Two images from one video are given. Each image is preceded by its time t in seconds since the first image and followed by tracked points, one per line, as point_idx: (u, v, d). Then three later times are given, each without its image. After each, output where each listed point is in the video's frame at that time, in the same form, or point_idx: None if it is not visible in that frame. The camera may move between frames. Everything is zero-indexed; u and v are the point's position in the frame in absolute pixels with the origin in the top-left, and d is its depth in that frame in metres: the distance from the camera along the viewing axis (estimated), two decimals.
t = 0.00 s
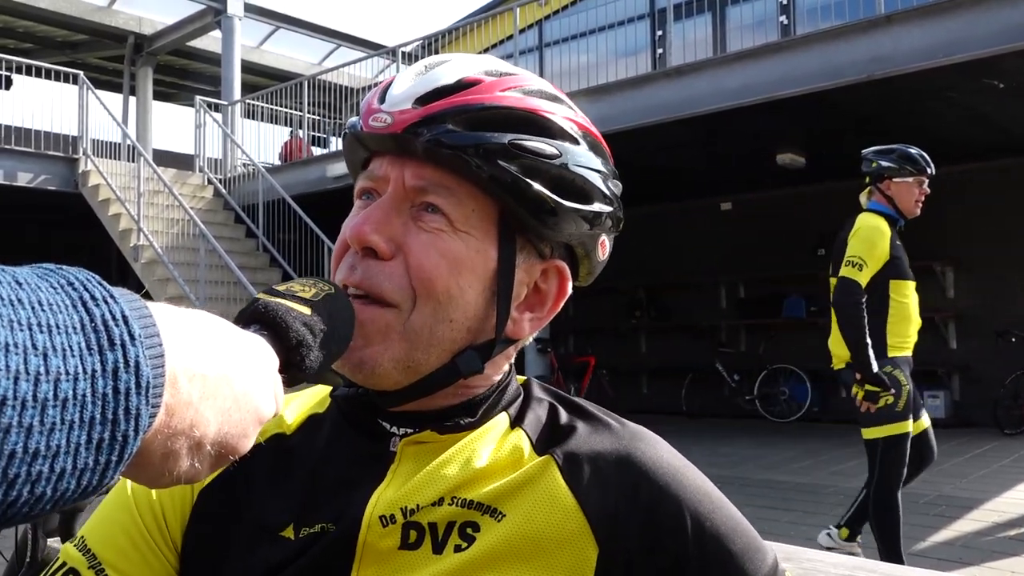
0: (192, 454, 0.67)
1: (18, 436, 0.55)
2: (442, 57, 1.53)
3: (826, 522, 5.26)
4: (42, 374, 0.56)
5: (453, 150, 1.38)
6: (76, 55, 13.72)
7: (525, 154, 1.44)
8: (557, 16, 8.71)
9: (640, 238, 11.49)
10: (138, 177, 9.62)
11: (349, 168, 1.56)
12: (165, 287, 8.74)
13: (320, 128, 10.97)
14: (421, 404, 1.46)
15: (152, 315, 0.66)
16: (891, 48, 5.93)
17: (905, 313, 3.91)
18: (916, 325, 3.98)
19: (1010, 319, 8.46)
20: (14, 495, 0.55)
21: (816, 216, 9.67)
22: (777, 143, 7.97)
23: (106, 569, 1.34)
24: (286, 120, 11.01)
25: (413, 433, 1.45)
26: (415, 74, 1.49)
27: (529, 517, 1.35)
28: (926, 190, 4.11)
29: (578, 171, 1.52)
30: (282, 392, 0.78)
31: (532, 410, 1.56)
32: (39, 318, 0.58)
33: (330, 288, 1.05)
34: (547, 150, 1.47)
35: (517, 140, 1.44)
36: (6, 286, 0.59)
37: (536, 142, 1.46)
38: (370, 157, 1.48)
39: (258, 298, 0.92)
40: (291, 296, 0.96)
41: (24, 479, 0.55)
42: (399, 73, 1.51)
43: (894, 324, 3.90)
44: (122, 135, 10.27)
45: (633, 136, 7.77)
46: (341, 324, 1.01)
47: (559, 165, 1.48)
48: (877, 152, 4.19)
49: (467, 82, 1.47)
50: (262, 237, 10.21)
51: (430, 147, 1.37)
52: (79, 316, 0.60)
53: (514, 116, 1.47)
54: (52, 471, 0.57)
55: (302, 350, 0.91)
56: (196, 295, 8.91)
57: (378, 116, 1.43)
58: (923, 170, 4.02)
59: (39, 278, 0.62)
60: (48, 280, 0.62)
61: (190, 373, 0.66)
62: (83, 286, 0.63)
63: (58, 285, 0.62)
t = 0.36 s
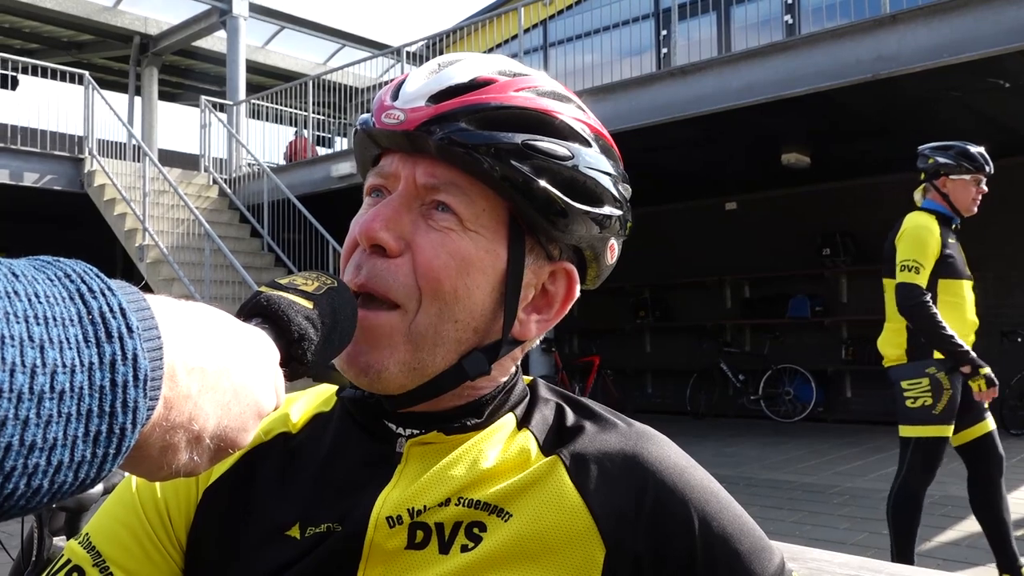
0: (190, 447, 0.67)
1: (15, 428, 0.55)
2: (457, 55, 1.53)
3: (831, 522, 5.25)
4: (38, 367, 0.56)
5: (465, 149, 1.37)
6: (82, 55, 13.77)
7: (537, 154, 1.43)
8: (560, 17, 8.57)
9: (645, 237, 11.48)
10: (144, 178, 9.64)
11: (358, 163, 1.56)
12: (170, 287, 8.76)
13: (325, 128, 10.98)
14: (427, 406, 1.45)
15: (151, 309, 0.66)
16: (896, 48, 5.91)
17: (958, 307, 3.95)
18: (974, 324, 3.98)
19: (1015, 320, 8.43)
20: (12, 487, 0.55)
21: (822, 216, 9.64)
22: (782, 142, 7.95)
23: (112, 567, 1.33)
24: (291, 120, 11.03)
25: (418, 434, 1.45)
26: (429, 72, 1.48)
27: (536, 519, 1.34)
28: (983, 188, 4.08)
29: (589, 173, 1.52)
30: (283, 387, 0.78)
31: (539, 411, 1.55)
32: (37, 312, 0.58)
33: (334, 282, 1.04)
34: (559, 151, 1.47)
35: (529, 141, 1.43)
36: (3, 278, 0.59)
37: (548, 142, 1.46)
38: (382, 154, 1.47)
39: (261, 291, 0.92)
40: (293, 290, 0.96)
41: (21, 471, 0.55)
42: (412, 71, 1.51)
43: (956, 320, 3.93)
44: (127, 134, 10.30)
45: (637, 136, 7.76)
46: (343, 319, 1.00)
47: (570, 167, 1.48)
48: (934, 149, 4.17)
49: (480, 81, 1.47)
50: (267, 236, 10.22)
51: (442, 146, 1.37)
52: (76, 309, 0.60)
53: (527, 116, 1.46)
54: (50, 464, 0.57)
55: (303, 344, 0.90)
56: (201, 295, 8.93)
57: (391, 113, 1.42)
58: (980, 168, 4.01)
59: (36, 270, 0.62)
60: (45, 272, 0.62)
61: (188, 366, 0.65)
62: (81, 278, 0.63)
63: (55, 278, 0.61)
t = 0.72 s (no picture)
0: (197, 448, 0.67)
1: (27, 425, 0.55)
2: (465, 55, 1.52)
3: (837, 521, 5.24)
4: (50, 364, 0.56)
5: (476, 149, 1.37)
6: (85, 57, 13.80)
7: (545, 155, 1.43)
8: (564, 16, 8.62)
9: (649, 237, 11.48)
10: (148, 179, 9.66)
11: (362, 162, 1.55)
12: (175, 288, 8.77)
13: (328, 129, 11.00)
14: (434, 407, 1.45)
15: (160, 309, 0.66)
16: (900, 45, 5.90)
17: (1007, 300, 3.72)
18: None
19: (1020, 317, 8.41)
20: (22, 484, 0.55)
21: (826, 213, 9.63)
22: (785, 141, 7.94)
23: (120, 570, 1.33)
24: (294, 120, 11.05)
25: (426, 437, 1.44)
26: (436, 72, 1.47)
27: (544, 519, 1.34)
28: None
29: (596, 173, 1.52)
30: (289, 389, 0.78)
31: (544, 412, 1.55)
32: (48, 309, 0.58)
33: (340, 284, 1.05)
34: (567, 151, 1.47)
35: (539, 141, 1.43)
36: (14, 277, 0.59)
37: (557, 142, 1.46)
38: (388, 154, 1.46)
39: (265, 293, 0.93)
40: (297, 292, 0.96)
41: (32, 468, 0.55)
42: (417, 72, 1.49)
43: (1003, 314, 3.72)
44: (131, 136, 10.32)
45: (640, 135, 7.75)
46: (349, 322, 1.00)
47: (578, 167, 1.48)
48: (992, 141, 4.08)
49: (487, 82, 1.46)
50: (271, 237, 10.24)
51: (453, 146, 1.37)
52: (86, 307, 0.60)
53: (533, 116, 1.46)
54: (60, 461, 0.57)
55: (307, 345, 0.91)
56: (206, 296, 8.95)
57: (400, 113, 1.42)
58: None
59: (46, 270, 0.62)
60: (55, 271, 0.62)
61: (195, 367, 0.66)
62: (90, 278, 0.63)
63: (65, 277, 0.62)
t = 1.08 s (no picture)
0: (210, 448, 0.68)
1: (40, 426, 0.55)
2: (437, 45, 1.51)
3: (841, 521, 5.23)
4: (62, 366, 0.56)
5: (486, 148, 1.37)
6: (88, 60, 13.83)
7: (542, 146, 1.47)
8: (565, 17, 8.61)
9: (652, 237, 11.47)
10: (150, 181, 9.67)
11: (341, 160, 1.49)
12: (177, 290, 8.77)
13: (330, 131, 11.00)
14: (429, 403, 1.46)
15: (171, 311, 0.66)
16: (902, 45, 5.89)
17: None
18: None
19: None
20: (36, 485, 0.56)
21: (828, 213, 9.61)
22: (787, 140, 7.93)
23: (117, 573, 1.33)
24: (297, 122, 11.05)
25: (422, 434, 1.45)
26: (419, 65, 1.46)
27: (539, 515, 1.34)
28: None
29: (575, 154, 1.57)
30: (304, 387, 0.78)
31: (541, 408, 1.56)
32: (60, 312, 0.58)
33: (352, 285, 1.05)
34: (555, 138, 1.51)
35: (538, 133, 1.48)
36: (26, 277, 0.59)
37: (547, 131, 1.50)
38: (378, 154, 1.41)
39: (282, 291, 0.90)
40: (313, 290, 0.94)
41: (45, 469, 0.55)
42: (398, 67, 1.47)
43: None
44: (134, 139, 10.33)
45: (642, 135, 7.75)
46: (364, 322, 1.00)
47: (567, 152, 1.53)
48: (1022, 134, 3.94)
49: (475, 79, 1.49)
50: (274, 239, 10.25)
51: (463, 147, 1.36)
52: (98, 310, 0.60)
53: (522, 108, 1.49)
54: (73, 462, 0.57)
55: (324, 344, 0.89)
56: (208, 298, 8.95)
57: (402, 117, 1.38)
58: None
59: (59, 272, 0.62)
60: (68, 274, 0.62)
61: (206, 368, 0.66)
62: (103, 279, 0.63)
63: (78, 279, 0.62)
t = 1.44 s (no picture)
0: (195, 445, 0.67)
1: (22, 424, 0.54)
2: (435, 44, 1.52)
3: (841, 516, 5.23)
4: (46, 363, 0.56)
5: (455, 133, 1.37)
6: (88, 55, 13.80)
7: (523, 137, 1.43)
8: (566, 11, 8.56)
9: (652, 232, 11.46)
10: (150, 177, 9.65)
11: (344, 154, 1.54)
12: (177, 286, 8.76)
13: (330, 126, 10.97)
14: (420, 397, 1.45)
15: (156, 305, 0.66)
16: (902, 39, 5.87)
17: None
18: None
19: None
20: (18, 483, 0.55)
21: (829, 207, 9.60)
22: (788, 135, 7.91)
23: (109, 566, 1.33)
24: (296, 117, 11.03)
25: (412, 428, 1.45)
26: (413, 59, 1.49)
27: (533, 512, 1.34)
28: None
29: (573, 154, 1.52)
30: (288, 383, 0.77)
31: (534, 404, 1.55)
32: (43, 308, 0.57)
33: (338, 281, 1.04)
34: (545, 132, 1.48)
35: (515, 122, 1.43)
36: (9, 274, 0.58)
37: (534, 124, 1.47)
38: (367, 141, 1.46)
39: (267, 288, 0.90)
40: (299, 287, 0.94)
41: (26, 467, 0.55)
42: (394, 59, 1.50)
43: None
44: (133, 134, 10.31)
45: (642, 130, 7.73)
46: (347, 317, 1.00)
47: (556, 148, 1.49)
48: None
49: (462, 66, 1.47)
50: (273, 234, 10.24)
51: (431, 129, 1.36)
52: (82, 306, 0.60)
53: (510, 99, 1.47)
54: (55, 460, 0.56)
55: (308, 341, 0.89)
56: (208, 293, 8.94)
57: (377, 99, 1.42)
58: None
59: (43, 267, 0.62)
60: (52, 269, 0.62)
61: (193, 364, 0.65)
62: (87, 276, 0.63)
63: (61, 275, 0.61)
